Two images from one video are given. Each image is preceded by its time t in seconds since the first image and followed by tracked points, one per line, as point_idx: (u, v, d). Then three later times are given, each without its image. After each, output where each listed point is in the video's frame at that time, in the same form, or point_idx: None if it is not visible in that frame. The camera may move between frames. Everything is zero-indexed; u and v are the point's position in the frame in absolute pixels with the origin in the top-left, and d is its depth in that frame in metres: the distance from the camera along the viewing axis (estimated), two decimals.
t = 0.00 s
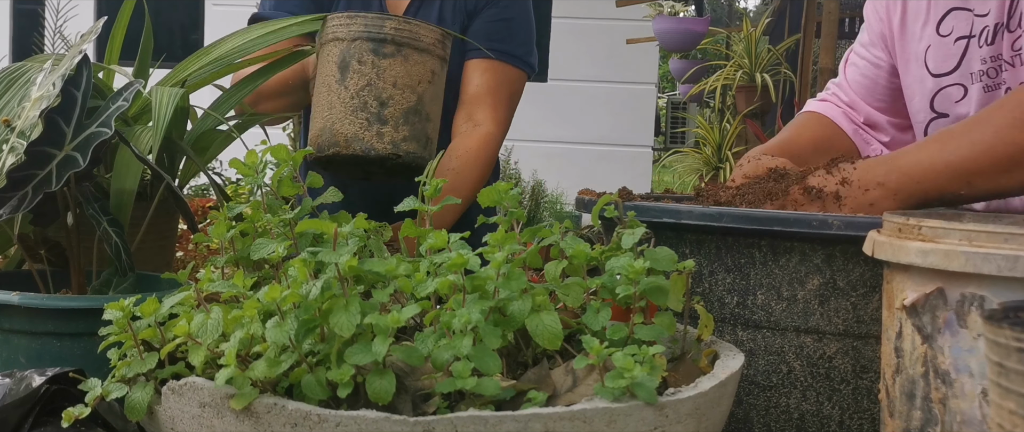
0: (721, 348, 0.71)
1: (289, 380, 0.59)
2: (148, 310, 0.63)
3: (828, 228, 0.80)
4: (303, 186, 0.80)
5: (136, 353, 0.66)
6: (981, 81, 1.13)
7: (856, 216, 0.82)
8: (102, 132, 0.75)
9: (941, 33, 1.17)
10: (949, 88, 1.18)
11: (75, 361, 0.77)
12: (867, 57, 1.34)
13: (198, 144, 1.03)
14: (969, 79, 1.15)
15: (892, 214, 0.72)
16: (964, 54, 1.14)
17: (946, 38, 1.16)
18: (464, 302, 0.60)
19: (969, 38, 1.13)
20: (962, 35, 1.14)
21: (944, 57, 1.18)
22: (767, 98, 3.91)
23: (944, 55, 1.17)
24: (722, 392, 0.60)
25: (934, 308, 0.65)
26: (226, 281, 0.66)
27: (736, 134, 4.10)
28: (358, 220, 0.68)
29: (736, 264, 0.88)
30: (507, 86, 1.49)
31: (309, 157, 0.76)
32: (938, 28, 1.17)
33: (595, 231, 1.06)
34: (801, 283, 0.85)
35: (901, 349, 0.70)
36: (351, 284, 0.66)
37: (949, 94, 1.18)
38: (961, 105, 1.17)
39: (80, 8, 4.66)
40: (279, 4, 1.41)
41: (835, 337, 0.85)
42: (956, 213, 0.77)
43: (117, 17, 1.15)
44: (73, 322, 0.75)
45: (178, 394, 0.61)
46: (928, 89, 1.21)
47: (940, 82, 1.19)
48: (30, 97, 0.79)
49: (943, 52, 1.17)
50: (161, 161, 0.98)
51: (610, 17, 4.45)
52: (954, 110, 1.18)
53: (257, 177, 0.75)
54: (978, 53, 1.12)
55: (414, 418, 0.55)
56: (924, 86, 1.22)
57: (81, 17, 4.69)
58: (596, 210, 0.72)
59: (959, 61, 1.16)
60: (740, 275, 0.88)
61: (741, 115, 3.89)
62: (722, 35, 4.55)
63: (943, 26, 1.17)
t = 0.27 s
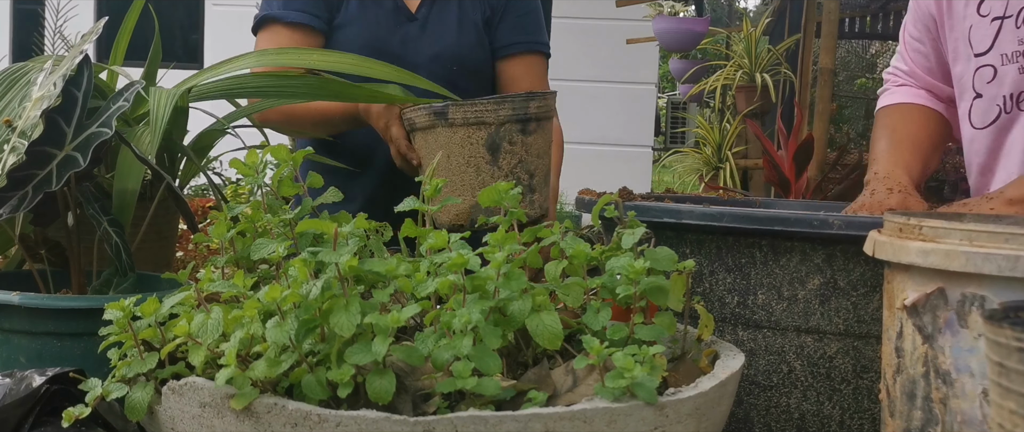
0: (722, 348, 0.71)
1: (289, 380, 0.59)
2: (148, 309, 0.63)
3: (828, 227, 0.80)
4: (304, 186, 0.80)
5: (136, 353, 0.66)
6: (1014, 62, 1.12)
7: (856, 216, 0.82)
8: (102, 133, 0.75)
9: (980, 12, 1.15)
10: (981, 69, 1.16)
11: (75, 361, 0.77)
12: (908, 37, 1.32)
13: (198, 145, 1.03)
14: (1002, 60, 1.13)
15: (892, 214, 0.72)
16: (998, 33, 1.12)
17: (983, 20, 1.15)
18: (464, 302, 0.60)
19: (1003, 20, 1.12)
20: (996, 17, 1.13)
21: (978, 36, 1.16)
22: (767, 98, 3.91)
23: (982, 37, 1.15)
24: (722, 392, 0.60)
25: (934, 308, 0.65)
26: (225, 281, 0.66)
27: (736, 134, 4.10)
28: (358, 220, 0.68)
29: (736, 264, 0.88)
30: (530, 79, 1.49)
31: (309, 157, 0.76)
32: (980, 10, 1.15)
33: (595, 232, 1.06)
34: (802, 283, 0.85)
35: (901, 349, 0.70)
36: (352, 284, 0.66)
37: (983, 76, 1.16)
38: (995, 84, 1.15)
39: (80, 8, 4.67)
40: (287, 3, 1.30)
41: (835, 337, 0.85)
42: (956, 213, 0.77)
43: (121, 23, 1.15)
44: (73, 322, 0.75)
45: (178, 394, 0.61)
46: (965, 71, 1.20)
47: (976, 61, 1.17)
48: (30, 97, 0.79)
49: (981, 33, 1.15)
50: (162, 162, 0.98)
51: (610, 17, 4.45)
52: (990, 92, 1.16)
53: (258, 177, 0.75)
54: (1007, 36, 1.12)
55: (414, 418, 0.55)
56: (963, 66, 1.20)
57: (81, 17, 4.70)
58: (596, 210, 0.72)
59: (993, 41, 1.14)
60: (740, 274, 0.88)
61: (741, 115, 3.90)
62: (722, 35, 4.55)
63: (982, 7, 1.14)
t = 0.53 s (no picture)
0: (721, 348, 0.71)
1: (289, 380, 0.59)
2: (148, 310, 0.63)
3: (828, 228, 0.80)
4: (304, 186, 0.81)
5: (136, 353, 0.66)
6: None
7: (855, 216, 0.82)
8: (102, 133, 0.76)
9: None
10: (988, 56, 1.11)
11: (75, 361, 0.77)
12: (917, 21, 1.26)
13: (199, 145, 1.03)
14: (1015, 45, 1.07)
15: (892, 214, 0.72)
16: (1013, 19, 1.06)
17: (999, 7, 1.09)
18: (464, 302, 0.60)
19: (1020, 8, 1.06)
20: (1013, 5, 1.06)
21: (991, 25, 1.11)
22: (767, 98, 3.91)
23: (992, 22, 1.10)
24: (722, 392, 0.60)
25: (934, 309, 0.65)
26: (226, 281, 0.66)
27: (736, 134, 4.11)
28: (358, 220, 0.68)
29: (736, 264, 0.88)
30: (568, 83, 1.60)
31: (309, 157, 0.76)
32: None
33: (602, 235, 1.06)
34: (801, 283, 0.85)
35: (901, 349, 0.70)
36: (352, 284, 0.66)
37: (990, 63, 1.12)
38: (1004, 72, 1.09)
39: (80, 8, 4.67)
40: (334, 15, 1.34)
41: (835, 337, 0.85)
42: (955, 213, 0.77)
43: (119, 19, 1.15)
44: (72, 323, 0.75)
45: (178, 394, 0.61)
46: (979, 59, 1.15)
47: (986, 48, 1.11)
48: (30, 97, 0.79)
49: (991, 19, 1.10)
50: (161, 161, 0.99)
51: (610, 17, 4.45)
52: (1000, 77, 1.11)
53: (258, 178, 0.75)
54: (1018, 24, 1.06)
55: (414, 418, 0.55)
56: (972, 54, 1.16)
57: (81, 17, 4.70)
58: (596, 209, 0.72)
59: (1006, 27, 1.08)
60: (740, 275, 0.88)
61: (740, 116, 3.90)
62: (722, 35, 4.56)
63: None
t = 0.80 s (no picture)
0: (721, 348, 0.71)
1: (289, 380, 0.59)
2: (148, 310, 0.63)
3: (828, 228, 0.80)
4: (304, 187, 0.81)
5: (136, 353, 0.66)
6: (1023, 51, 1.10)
7: (855, 216, 0.82)
8: (102, 133, 0.76)
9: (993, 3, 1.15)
10: (988, 59, 1.16)
11: (74, 362, 0.77)
12: (904, 25, 1.31)
13: (199, 144, 1.03)
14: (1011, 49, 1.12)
15: (892, 214, 0.72)
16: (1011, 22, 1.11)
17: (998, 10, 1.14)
18: (464, 302, 0.60)
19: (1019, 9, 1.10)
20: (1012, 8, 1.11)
21: (991, 27, 1.16)
22: (767, 98, 3.91)
23: (991, 25, 1.15)
24: (722, 392, 0.60)
25: (934, 308, 0.65)
26: (225, 281, 0.66)
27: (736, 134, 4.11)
28: (358, 220, 0.68)
29: (736, 264, 0.88)
30: (602, 86, 1.59)
31: (309, 157, 0.76)
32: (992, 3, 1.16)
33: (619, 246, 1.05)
34: (801, 283, 0.85)
35: (901, 349, 0.70)
36: (352, 284, 0.66)
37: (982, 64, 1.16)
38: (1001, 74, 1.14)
39: (79, 8, 4.67)
40: (374, 9, 1.36)
41: (835, 337, 0.85)
42: (955, 213, 0.77)
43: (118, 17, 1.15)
44: (72, 322, 0.75)
45: (178, 394, 0.61)
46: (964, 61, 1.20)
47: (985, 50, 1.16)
48: (30, 97, 0.79)
49: (990, 22, 1.16)
50: (162, 161, 0.99)
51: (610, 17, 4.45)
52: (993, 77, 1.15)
53: (258, 178, 0.75)
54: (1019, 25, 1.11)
55: (414, 418, 0.55)
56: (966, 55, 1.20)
57: (81, 17, 4.70)
58: (596, 209, 0.72)
59: (1006, 29, 1.13)
60: (740, 275, 0.88)
61: (740, 115, 3.90)
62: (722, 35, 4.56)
63: None
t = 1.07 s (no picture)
0: (721, 348, 0.71)
1: (289, 380, 0.59)
2: (148, 309, 0.63)
3: (828, 228, 0.80)
4: (304, 186, 0.81)
5: (136, 353, 0.66)
6: (1013, 56, 1.04)
7: (855, 216, 0.82)
8: (102, 133, 0.76)
9: (974, 5, 1.08)
10: (972, 64, 1.09)
11: (74, 362, 0.77)
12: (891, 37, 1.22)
13: (199, 144, 1.03)
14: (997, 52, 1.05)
15: (892, 214, 0.72)
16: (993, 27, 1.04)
17: (979, 13, 1.07)
18: (464, 302, 0.60)
19: (1003, 13, 1.03)
20: (995, 11, 1.04)
21: (972, 31, 1.08)
22: (767, 98, 3.90)
23: (973, 28, 1.08)
24: (722, 392, 0.60)
25: (934, 308, 0.65)
26: (226, 281, 0.66)
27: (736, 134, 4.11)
28: (358, 220, 0.68)
29: (736, 264, 0.88)
30: (629, 88, 1.56)
31: (309, 157, 0.76)
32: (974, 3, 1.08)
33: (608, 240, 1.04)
34: (801, 283, 0.85)
35: (901, 349, 0.70)
36: (352, 284, 0.66)
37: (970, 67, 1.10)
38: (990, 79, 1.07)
39: (79, 8, 4.68)
40: (394, 10, 1.40)
41: (835, 337, 0.85)
42: (955, 213, 0.77)
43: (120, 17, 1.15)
44: (72, 322, 0.75)
45: (178, 394, 0.61)
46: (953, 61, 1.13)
47: (968, 55, 1.09)
48: (30, 97, 0.79)
49: (973, 25, 1.08)
50: (161, 161, 0.99)
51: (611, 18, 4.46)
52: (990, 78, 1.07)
53: (258, 178, 0.75)
54: (1006, 29, 1.03)
55: (415, 417, 0.55)
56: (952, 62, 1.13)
57: (81, 17, 4.71)
58: (597, 209, 0.72)
59: (987, 34, 1.05)
60: (740, 275, 0.88)
61: (740, 115, 3.90)
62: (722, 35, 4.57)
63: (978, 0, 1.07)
